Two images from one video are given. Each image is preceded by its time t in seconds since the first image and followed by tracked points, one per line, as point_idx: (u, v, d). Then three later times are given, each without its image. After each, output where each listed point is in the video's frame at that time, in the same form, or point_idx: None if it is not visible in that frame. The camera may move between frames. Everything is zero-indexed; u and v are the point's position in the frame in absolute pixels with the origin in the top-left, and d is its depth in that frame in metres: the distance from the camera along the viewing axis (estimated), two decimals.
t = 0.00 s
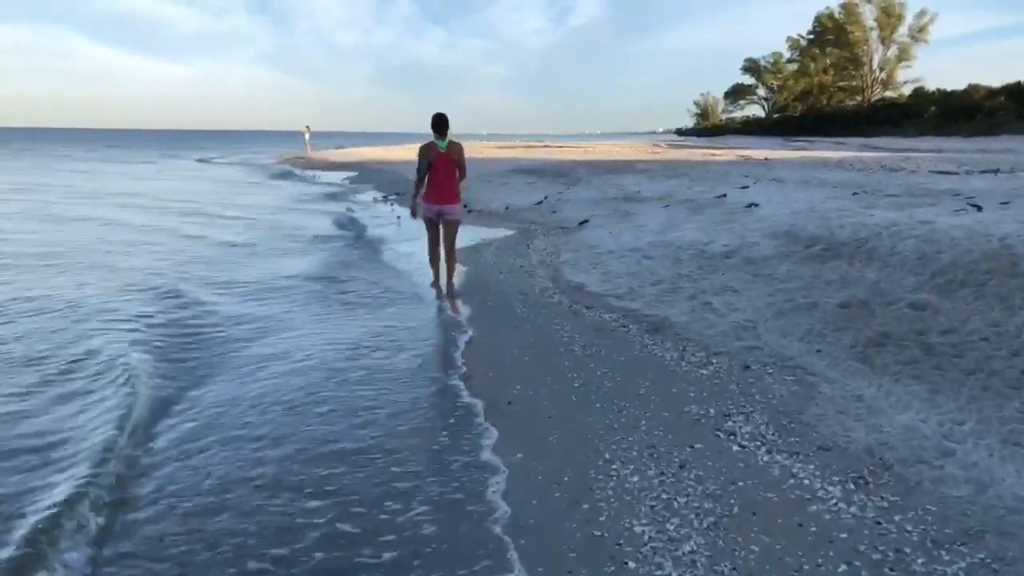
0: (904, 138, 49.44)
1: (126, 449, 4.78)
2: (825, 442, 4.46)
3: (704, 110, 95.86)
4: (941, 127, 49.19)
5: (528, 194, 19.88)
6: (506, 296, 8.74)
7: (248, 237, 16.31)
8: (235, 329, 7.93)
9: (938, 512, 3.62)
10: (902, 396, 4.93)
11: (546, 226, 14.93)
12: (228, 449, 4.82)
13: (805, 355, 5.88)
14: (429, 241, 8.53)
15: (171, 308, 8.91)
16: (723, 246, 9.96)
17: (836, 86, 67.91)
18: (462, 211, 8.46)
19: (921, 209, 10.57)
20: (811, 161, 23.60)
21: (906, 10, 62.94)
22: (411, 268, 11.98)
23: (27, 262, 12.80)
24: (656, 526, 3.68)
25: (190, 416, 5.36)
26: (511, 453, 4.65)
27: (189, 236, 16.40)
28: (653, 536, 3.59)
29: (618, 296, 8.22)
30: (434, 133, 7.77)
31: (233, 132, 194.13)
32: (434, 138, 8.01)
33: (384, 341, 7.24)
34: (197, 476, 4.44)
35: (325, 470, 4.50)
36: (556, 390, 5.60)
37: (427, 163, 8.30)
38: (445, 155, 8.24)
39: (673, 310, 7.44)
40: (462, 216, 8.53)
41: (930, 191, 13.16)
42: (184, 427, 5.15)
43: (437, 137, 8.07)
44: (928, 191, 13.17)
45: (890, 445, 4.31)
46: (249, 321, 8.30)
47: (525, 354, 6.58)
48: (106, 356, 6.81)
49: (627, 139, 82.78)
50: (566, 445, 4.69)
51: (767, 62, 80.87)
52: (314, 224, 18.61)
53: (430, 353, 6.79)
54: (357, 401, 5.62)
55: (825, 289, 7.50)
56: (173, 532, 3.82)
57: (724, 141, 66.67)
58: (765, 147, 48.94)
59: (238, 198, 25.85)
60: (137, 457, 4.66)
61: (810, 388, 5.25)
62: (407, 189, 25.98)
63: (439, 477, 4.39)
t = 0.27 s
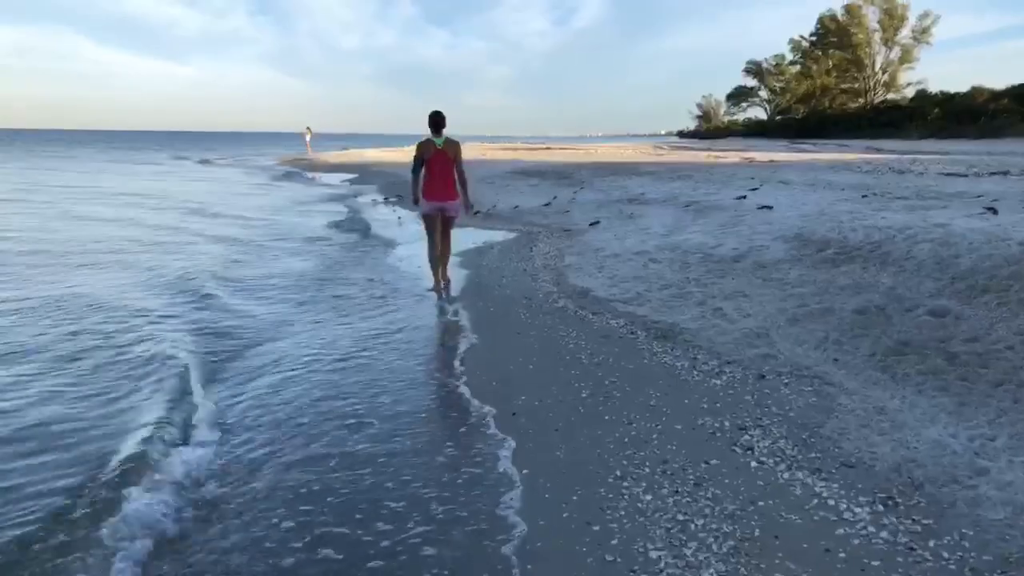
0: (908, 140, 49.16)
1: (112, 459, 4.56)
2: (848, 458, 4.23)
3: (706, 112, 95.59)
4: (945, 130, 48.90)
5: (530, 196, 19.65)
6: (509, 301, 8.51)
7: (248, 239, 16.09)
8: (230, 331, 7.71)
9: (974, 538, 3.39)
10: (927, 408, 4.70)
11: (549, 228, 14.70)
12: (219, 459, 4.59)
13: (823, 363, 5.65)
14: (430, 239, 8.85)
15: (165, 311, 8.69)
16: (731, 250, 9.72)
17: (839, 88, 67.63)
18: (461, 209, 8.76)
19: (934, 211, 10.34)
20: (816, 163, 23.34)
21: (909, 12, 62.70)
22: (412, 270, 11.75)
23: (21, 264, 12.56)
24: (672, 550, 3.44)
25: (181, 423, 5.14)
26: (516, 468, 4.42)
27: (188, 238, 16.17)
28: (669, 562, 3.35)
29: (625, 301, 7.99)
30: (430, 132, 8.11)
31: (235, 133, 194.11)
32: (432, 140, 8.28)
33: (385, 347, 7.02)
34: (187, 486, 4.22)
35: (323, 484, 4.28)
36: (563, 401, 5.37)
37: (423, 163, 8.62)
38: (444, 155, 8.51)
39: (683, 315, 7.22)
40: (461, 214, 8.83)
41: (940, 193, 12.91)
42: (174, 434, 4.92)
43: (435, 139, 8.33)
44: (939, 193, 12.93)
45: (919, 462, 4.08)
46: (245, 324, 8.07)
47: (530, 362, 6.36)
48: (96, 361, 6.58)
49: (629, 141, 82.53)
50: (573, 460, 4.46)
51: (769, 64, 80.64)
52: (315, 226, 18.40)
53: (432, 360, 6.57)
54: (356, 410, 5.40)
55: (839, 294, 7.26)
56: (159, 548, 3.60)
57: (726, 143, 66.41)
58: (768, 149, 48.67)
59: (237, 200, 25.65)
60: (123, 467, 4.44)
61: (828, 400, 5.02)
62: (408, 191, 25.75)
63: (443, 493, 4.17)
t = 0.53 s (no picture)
0: (909, 139, 48.95)
1: (99, 471, 4.31)
2: (878, 475, 4.00)
3: (705, 111, 95.37)
4: (945, 129, 48.67)
5: (532, 195, 19.40)
6: (514, 303, 8.28)
7: (245, 237, 15.85)
8: (225, 331, 7.46)
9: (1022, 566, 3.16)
10: (958, 420, 4.48)
11: (552, 227, 14.47)
12: (212, 469, 4.35)
13: (843, 371, 5.43)
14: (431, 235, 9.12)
15: (159, 309, 8.45)
16: (741, 251, 9.48)
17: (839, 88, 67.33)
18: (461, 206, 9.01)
19: (946, 212, 10.13)
20: (819, 163, 23.13)
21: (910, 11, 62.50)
22: (413, 269, 11.50)
23: (13, 261, 12.30)
24: None
25: (173, 430, 4.90)
26: (526, 484, 4.19)
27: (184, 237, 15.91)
28: None
29: (634, 305, 7.75)
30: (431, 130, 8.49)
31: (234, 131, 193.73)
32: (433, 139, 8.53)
33: (387, 350, 6.79)
34: (176, 501, 3.97)
35: (325, 498, 4.05)
36: (574, 411, 5.14)
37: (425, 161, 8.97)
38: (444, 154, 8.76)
39: (695, 318, 7.00)
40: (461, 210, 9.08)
41: (950, 194, 12.67)
42: (165, 443, 4.68)
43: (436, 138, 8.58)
44: (949, 194, 12.72)
45: (954, 480, 3.85)
46: (240, 324, 7.83)
47: (537, 368, 6.13)
48: (86, 363, 6.34)
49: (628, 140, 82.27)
50: (587, 476, 4.23)
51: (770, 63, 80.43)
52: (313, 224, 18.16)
53: (436, 365, 6.34)
54: (357, 420, 5.14)
55: (856, 298, 7.02)
56: (145, 570, 3.36)
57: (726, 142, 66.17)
58: (768, 148, 48.45)
59: (236, 198, 25.39)
60: (111, 480, 4.20)
61: (853, 411, 4.79)
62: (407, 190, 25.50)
63: (451, 509, 3.95)
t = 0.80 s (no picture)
0: (913, 136, 48.62)
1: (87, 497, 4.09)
2: (910, 494, 3.75)
3: (708, 109, 95.01)
4: (949, 126, 48.31)
5: (534, 193, 19.16)
6: (519, 306, 8.04)
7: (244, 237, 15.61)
8: (221, 338, 7.25)
9: None
10: (992, 433, 4.22)
11: (556, 227, 14.22)
12: (205, 490, 4.13)
13: (866, 378, 5.17)
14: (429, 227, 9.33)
15: (155, 315, 8.25)
16: (751, 252, 9.24)
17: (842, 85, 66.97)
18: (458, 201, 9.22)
19: (961, 211, 9.87)
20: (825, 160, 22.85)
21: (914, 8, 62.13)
22: (414, 269, 11.27)
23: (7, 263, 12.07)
24: None
25: (165, 448, 4.68)
26: (534, 502, 3.94)
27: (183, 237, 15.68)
28: None
29: (642, 307, 7.51)
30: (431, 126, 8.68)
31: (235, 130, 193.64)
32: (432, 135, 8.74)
33: (388, 356, 6.55)
34: (166, 528, 3.74)
35: (322, 520, 3.82)
36: (583, 421, 4.89)
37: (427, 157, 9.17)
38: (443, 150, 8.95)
39: (707, 323, 6.75)
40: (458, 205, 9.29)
41: (963, 192, 12.40)
42: (156, 464, 4.47)
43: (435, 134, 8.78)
44: (961, 191, 12.45)
45: (993, 500, 3.59)
46: (236, 329, 7.62)
47: (544, 374, 5.88)
48: (77, 377, 6.13)
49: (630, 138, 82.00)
50: (598, 494, 3.98)
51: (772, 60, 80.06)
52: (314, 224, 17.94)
53: (439, 371, 6.10)
54: (357, 431, 4.92)
55: (874, 301, 6.78)
56: None
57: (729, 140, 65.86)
58: (771, 146, 48.14)
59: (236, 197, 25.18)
60: (98, 505, 3.99)
61: (879, 423, 4.53)
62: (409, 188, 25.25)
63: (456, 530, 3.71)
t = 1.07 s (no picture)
0: (922, 140, 48.21)
1: (68, 527, 3.86)
2: (948, 534, 3.48)
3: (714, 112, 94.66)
4: (959, 129, 47.81)
5: (541, 199, 18.91)
6: (526, 319, 7.79)
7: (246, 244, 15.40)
8: (218, 353, 7.03)
9: None
10: None
11: (563, 234, 13.97)
12: (194, 522, 3.90)
13: (891, 401, 4.90)
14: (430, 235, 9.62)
15: (152, 327, 8.04)
16: (764, 261, 8.96)
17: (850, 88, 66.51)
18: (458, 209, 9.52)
19: (981, 219, 9.58)
20: (835, 165, 22.55)
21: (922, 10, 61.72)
22: (419, 278, 11.04)
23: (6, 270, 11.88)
24: None
25: (153, 474, 4.46)
26: (542, 539, 3.68)
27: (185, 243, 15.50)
28: None
29: (653, 321, 7.25)
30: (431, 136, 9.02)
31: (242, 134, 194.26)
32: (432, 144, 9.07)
33: (389, 373, 6.30)
34: (148, 565, 3.51)
35: (314, 557, 3.58)
36: (593, 448, 4.64)
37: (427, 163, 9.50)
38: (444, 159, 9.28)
39: (721, 338, 6.50)
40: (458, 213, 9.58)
41: (981, 199, 12.07)
42: (143, 491, 4.25)
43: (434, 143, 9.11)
44: (979, 198, 12.15)
45: None
46: (234, 343, 7.40)
47: (552, 394, 5.63)
48: (67, 394, 5.92)
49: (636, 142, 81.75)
50: (611, 530, 3.72)
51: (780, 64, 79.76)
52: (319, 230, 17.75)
53: (442, 390, 5.86)
54: (356, 457, 4.68)
55: (895, 314, 6.51)
56: None
57: (736, 143, 65.53)
58: (778, 150, 47.84)
59: (241, 202, 25.03)
60: (80, 538, 3.77)
61: (908, 451, 4.26)
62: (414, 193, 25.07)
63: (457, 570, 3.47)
